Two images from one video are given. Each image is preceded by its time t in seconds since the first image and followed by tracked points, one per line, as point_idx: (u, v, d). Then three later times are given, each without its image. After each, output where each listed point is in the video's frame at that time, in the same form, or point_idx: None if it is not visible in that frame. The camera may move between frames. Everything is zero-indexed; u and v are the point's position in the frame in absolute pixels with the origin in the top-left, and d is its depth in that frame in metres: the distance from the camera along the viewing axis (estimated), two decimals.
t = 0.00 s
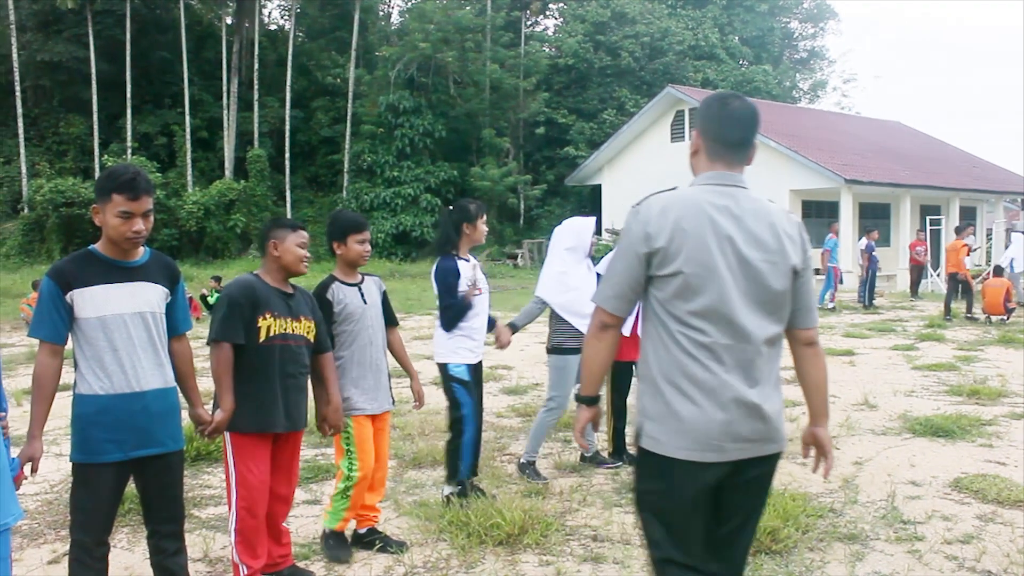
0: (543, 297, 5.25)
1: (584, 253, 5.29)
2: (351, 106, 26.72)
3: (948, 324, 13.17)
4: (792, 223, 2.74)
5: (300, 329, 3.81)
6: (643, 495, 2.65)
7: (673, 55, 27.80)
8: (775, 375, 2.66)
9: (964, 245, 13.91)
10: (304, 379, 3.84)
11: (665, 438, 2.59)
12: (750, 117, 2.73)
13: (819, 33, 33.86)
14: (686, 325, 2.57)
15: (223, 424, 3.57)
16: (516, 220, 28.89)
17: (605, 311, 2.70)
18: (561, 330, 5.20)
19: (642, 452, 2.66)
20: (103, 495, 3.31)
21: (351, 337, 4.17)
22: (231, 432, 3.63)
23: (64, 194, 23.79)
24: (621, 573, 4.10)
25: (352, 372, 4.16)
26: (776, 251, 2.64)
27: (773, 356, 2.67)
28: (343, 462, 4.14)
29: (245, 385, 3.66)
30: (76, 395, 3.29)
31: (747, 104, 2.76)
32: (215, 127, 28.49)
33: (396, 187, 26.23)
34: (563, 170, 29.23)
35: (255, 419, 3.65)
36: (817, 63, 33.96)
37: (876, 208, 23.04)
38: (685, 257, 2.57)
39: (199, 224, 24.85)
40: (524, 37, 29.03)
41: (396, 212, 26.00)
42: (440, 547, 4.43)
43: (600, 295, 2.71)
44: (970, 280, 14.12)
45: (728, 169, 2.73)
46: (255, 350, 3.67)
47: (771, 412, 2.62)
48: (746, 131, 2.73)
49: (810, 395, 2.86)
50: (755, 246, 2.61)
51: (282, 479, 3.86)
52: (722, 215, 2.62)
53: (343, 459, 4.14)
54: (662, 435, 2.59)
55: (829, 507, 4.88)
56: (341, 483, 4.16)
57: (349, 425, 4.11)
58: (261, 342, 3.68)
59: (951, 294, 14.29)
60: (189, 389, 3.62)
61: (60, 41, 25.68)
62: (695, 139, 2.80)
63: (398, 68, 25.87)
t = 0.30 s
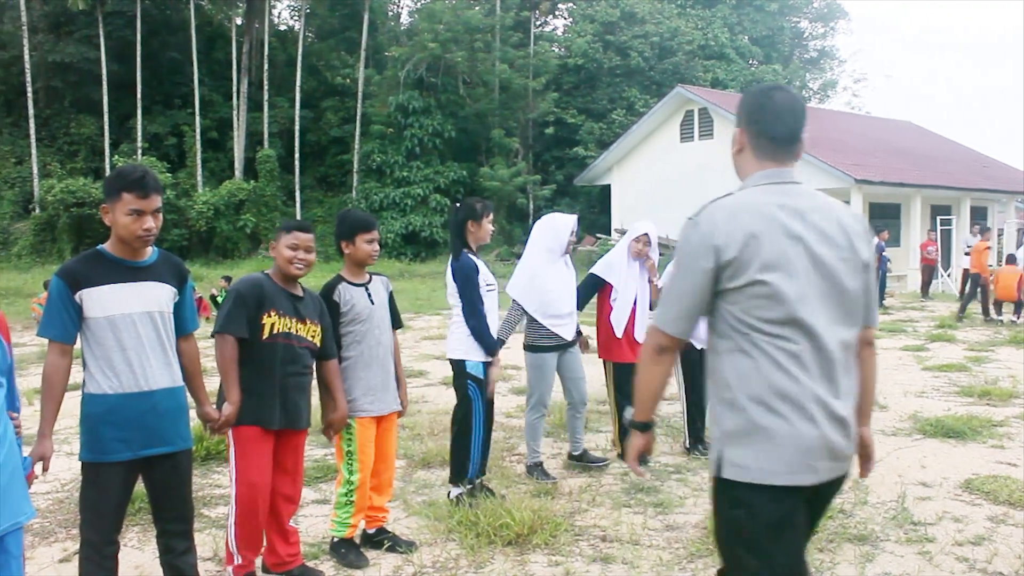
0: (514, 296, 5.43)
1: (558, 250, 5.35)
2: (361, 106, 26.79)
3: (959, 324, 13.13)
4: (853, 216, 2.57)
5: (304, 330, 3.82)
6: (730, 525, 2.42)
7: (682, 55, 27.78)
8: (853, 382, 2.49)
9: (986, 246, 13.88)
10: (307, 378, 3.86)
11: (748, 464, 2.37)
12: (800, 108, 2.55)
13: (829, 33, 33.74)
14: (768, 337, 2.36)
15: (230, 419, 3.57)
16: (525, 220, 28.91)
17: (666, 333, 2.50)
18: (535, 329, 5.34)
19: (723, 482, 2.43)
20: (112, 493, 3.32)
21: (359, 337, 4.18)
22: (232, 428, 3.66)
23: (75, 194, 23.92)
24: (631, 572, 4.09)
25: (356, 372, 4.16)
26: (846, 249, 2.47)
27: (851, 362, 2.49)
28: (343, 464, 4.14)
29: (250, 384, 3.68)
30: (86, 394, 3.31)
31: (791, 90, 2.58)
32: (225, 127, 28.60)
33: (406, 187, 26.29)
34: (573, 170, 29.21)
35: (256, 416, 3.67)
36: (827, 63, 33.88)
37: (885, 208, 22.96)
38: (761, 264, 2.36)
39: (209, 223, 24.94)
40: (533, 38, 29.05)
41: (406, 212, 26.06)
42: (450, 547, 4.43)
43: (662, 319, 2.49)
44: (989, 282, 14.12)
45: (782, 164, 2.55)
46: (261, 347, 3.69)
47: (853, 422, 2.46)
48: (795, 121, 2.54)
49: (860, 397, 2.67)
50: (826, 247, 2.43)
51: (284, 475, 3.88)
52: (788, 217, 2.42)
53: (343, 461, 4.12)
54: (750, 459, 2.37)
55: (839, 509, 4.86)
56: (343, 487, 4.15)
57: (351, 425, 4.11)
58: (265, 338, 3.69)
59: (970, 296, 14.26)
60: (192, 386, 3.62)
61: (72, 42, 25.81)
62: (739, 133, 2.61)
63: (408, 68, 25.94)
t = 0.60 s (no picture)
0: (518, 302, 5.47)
1: (550, 254, 5.44)
2: (375, 108, 26.85)
3: (976, 326, 13.06)
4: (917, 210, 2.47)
5: (304, 328, 3.84)
6: (788, 538, 2.35)
7: (696, 56, 27.77)
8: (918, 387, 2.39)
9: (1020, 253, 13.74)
10: (312, 379, 3.87)
11: (808, 476, 2.29)
12: (856, 96, 2.45)
13: (844, 33, 33.57)
14: (827, 342, 2.27)
15: (241, 424, 3.59)
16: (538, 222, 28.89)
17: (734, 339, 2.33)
18: (534, 331, 5.34)
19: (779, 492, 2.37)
20: (127, 493, 3.34)
21: (372, 339, 4.18)
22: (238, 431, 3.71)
23: (91, 195, 24.06)
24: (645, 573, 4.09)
25: (369, 374, 4.16)
26: (911, 244, 2.37)
27: (916, 366, 2.39)
28: (357, 467, 4.15)
29: (256, 386, 3.71)
30: (100, 394, 3.33)
31: (848, 77, 2.47)
32: (239, 129, 28.71)
33: (420, 188, 26.34)
34: (587, 171, 29.17)
35: (264, 418, 3.69)
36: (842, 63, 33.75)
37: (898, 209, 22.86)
38: (828, 261, 2.25)
39: (223, 225, 25.02)
40: (547, 39, 29.05)
41: (420, 213, 26.10)
42: (463, 548, 4.43)
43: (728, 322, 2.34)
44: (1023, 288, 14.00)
45: (838, 155, 2.45)
46: (262, 350, 3.71)
47: (918, 425, 2.36)
48: (851, 109, 2.45)
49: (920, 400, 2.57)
50: (891, 244, 2.33)
51: (291, 478, 3.88)
52: (852, 213, 2.32)
53: (356, 463, 4.15)
54: (802, 471, 2.30)
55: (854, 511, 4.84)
56: (357, 489, 4.16)
57: (365, 427, 4.12)
58: (266, 340, 3.71)
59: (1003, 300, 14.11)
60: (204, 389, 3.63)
61: (88, 45, 25.98)
62: (793, 123, 2.51)
63: (422, 69, 25.98)
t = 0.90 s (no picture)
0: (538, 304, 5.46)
1: (559, 257, 5.47)
2: (400, 108, 26.94)
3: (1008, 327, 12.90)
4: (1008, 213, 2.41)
5: (306, 330, 3.88)
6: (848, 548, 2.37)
7: (721, 55, 27.74)
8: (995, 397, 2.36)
9: None
10: (318, 379, 3.90)
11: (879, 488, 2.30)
12: (953, 92, 2.38)
13: (871, 31, 33.26)
14: (908, 350, 2.24)
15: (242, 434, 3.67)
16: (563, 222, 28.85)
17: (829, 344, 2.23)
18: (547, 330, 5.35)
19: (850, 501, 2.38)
20: (153, 492, 3.37)
21: (399, 338, 4.20)
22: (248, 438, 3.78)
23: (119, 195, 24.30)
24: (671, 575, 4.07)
25: (393, 374, 4.17)
26: (1003, 251, 2.32)
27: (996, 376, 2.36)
28: (380, 466, 4.16)
29: (264, 391, 3.77)
30: (127, 392, 3.36)
31: (946, 70, 2.40)
32: (265, 129, 28.89)
33: (445, 188, 26.39)
34: (612, 170, 29.10)
35: (267, 423, 3.77)
36: (869, 61, 33.46)
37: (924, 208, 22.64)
38: (917, 269, 2.21)
39: (249, 225, 25.21)
40: (572, 39, 29.02)
41: (445, 213, 26.14)
42: (488, 548, 4.44)
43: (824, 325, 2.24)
44: None
45: (931, 152, 2.39)
46: (261, 359, 3.76)
47: (996, 436, 2.33)
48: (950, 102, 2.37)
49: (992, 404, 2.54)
50: (981, 250, 2.28)
51: (314, 477, 3.90)
52: (944, 218, 2.27)
53: (379, 461, 4.16)
54: (862, 477, 2.33)
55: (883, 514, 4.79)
56: (381, 488, 4.17)
57: (389, 424, 4.15)
58: (267, 348, 3.75)
59: None
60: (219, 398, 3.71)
61: (116, 46, 26.24)
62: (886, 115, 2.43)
63: (446, 69, 26.05)
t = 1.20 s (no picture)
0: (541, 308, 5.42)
1: (563, 260, 5.38)
2: (420, 109, 27.03)
3: None
4: None
5: (329, 329, 3.89)
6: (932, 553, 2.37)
7: (741, 54, 27.72)
8: None
9: None
10: (340, 379, 3.92)
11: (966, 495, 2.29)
12: None
13: (892, 30, 33.01)
14: (997, 354, 2.23)
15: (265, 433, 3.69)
16: (582, 222, 28.83)
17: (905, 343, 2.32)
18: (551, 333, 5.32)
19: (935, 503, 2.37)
20: (172, 491, 3.39)
21: (408, 336, 4.21)
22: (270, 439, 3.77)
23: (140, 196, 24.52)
24: None
25: (402, 373, 4.19)
26: None
27: None
28: (386, 465, 4.17)
29: (283, 390, 3.77)
30: (145, 391, 3.38)
31: None
32: (286, 130, 29.04)
33: (464, 189, 26.43)
34: (631, 171, 29.05)
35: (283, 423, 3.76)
36: (891, 60, 33.21)
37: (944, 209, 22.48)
38: (1001, 270, 2.21)
39: (270, 224, 25.35)
40: (591, 39, 29.02)
41: (463, 213, 26.17)
42: (507, 548, 4.45)
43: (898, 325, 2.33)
44: None
45: None
46: (285, 358, 3.78)
47: None
48: None
49: None
50: None
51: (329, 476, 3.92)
52: None
53: (386, 461, 4.17)
54: (958, 484, 2.30)
55: (903, 516, 4.75)
56: (390, 487, 4.19)
57: (394, 423, 4.18)
58: (294, 348, 3.78)
59: None
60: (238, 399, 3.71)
61: (138, 48, 26.48)
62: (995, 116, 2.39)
63: (466, 70, 26.11)
